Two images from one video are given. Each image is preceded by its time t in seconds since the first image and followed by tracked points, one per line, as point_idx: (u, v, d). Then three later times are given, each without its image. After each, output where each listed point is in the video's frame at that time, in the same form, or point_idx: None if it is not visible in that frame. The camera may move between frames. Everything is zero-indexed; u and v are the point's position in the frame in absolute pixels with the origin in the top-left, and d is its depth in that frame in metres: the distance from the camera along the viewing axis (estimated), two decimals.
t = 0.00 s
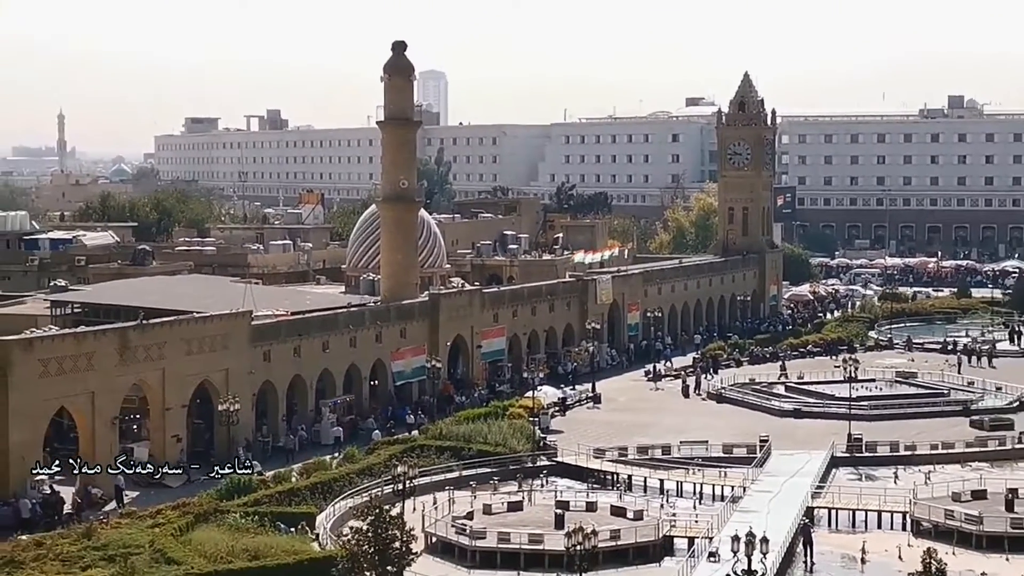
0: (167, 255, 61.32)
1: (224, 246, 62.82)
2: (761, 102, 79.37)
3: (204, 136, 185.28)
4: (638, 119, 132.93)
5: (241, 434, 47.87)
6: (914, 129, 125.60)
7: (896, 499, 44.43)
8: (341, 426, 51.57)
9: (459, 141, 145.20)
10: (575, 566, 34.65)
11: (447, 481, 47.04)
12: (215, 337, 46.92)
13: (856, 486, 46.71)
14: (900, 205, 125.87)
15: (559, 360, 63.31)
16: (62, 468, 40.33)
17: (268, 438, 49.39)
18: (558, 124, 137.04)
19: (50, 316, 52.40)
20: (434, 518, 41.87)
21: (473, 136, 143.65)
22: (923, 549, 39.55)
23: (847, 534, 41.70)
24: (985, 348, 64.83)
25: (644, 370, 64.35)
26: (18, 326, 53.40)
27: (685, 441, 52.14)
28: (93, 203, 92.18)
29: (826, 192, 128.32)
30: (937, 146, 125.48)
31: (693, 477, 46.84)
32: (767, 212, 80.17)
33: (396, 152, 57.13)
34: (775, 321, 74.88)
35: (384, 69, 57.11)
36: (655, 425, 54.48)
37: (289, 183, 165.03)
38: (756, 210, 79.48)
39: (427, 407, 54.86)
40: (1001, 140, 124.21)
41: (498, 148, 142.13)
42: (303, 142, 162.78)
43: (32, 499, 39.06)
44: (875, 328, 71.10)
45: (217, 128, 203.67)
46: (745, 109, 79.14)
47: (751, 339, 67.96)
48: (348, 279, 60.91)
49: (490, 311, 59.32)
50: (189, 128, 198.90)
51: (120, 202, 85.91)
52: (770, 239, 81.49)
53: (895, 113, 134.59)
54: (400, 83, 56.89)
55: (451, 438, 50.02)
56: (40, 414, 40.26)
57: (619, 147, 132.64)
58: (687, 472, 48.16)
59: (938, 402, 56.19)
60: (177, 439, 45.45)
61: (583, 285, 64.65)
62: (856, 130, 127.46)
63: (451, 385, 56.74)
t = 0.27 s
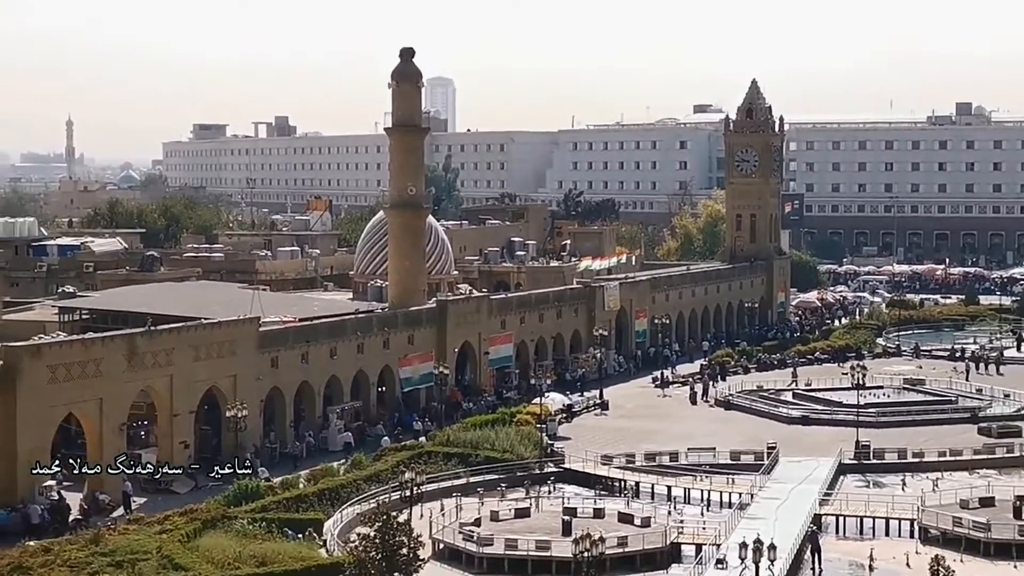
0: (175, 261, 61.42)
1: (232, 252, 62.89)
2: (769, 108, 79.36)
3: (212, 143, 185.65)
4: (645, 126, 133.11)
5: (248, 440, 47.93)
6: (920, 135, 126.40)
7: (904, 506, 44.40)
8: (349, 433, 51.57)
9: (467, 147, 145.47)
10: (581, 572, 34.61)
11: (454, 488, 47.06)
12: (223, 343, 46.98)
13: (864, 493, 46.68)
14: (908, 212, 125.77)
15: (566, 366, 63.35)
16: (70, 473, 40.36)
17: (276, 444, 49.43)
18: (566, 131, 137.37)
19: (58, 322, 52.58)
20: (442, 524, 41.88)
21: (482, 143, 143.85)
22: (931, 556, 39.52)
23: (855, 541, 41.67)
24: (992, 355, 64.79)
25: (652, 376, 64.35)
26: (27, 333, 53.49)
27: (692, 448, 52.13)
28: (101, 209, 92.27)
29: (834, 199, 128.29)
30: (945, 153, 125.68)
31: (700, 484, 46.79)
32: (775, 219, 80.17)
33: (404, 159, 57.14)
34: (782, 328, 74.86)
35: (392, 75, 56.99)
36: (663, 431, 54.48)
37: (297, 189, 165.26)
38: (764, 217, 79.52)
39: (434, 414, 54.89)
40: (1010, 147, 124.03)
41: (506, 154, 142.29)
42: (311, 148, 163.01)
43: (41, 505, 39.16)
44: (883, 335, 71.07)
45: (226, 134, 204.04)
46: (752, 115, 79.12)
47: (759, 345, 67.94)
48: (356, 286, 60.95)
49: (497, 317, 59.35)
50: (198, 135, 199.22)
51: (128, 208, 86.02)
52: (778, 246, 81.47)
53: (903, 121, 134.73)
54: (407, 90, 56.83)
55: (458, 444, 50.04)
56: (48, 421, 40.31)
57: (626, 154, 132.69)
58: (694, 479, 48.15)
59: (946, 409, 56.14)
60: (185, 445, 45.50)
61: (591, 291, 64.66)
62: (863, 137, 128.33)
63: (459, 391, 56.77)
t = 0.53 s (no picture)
0: (182, 263, 61.49)
1: (239, 254, 62.97)
2: (775, 110, 79.35)
3: (219, 144, 185.85)
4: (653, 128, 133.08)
5: (255, 442, 47.97)
6: (927, 138, 126.36)
7: (911, 509, 44.37)
8: (356, 435, 51.58)
9: (473, 150, 145.54)
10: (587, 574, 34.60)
11: (460, 490, 47.07)
12: (230, 345, 46.99)
13: (871, 495, 46.65)
14: (915, 214, 125.77)
15: (573, 368, 63.36)
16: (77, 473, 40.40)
17: (283, 446, 49.46)
18: (573, 134, 137.42)
19: (64, 323, 52.70)
20: (448, 526, 41.89)
21: (489, 145, 143.91)
22: (938, 558, 39.49)
23: (862, 543, 41.63)
24: (999, 357, 64.77)
25: (658, 378, 64.36)
26: (34, 334, 53.57)
27: (699, 450, 52.12)
28: (108, 211, 92.38)
29: (841, 202, 128.04)
30: (951, 156, 125.79)
31: (707, 486, 46.77)
32: (781, 221, 80.16)
33: (410, 161, 57.07)
34: (789, 330, 74.87)
35: (399, 77, 56.88)
36: (669, 433, 54.47)
37: (304, 192, 165.48)
38: (770, 219, 79.51)
39: (441, 416, 54.91)
40: (1016, 149, 124.16)
41: (512, 157, 142.32)
42: (317, 151, 163.10)
43: (49, 507, 39.21)
44: (890, 337, 71.08)
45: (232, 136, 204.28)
46: (759, 117, 79.11)
47: (765, 348, 67.92)
48: (362, 287, 60.96)
49: (504, 319, 59.35)
50: (204, 137, 199.43)
51: (135, 210, 86.11)
52: (785, 248, 81.45)
53: (909, 124, 134.97)
54: (414, 92, 56.73)
55: (465, 446, 50.05)
56: (55, 422, 40.35)
57: (633, 156, 132.72)
58: (701, 481, 48.13)
59: (952, 411, 56.10)
60: (192, 447, 45.52)
61: (597, 293, 64.66)
62: (870, 140, 127.92)
63: (465, 393, 56.78)
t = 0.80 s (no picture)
0: (188, 263, 61.53)
1: (244, 255, 63.02)
2: (781, 110, 79.32)
3: (224, 145, 185.85)
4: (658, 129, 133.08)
5: (261, 442, 48.00)
6: (933, 138, 125.96)
7: (916, 510, 44.35)
8: (361, 435, 51.59)
9: (479, 150, 145.58)
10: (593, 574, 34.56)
11: (465, 490, 47.06)
12: (235, 345, 47.00)
13: (876, 496, 46.63)
14: (920, 215, 125.73)
15: (578, 369, 63.38)
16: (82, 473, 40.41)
17: (288, 446, 49.49)
18: (578, 134, 137.44)
19: (70, 324, 52.76)
20: (453, 526, 41.90)
21: (493, 146, 143.94)
22: (944, 559, 39.48)
23: (868, 544, 41.62)
24: (1005, 358, 64.71)
25: (663, 379, 64.36)
26: (40, 335, 53.63)
27: (704, 450, 52.11)
28: (114, 211, 92.50)
29: (846, 202, 128.30)
30: (957, 156, 125.26)
31: (712, 487, 46.74)
32: (787, 222, 80.13)
33: (415, 161, 57.05)
34: (794, 331, 74.83)
35: (403, 77, 56.83)
36: (674, 434, 54.46)
37: (310, 192, 165.56)
38: (776, 219, 79.48)
39: (446, 416, 54.93)
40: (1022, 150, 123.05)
41: (517, 157, 142.31)
42: (323, 151, 163.10)
43: (55, 507, 39.23)
44: (896, 338, 71.03)
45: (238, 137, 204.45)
46: (764, 117, 79.09)
47: (771, 348, 67.91)
48: (368, 288, 61.00)
49: (509, 320, 59.35)
50: (210, 137, 199.54)
51: (141, 211, 86.17)
52: (790, 248, 81.40)
53: (917, 125, 134.55)
54: (418, 92, 56.66)
55: (470, 447, 50.06)
56: (60, 423, 40.37)
57: (638, 157, 132.74)
58: (706, 482, 48.13)
59: (958, 412, 56.07)
60: (197, 447, 45.53)
61: (602, 294, 64.67)
62: (875, 140, 128.03)
63: (470, 394, 56.79)
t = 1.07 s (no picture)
0: (200, 264, 61.68)
1: (256, 256, 63.13)
2: (792, 112, 79.32)
3: (236, 146, 186.05)
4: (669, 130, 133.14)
5: (273, 443, 48.06)
6: (946, 140, 125.61)
7: (928, 511, 44.34)
8: (372, 436, 51.62)
9: (489, 151, 145.72)
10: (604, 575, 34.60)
11: (477, 491, 47.10)
12: (247, 346, 47.06)
13: (888, 498, 46.62)
14: (932, 216, 125.73)
15: (589, 370, 63.42)
16: (94, 473, 40.46)
17: (300, 447, 49.55)
18: (589, 135, 137.56)
19: (83, 324, 52.89)
20: (465, 527, 41.95)
21: (504, 147, 144.04)
22: (956, 561, 39.47)
23: (879, 545, 41.61)
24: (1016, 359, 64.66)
25: (675, 380, 64.38)
26: (53, 335, 53.76)
27: (715, 451, 52.13)
28: (126, 211, 92.70)
29: (858, 203, 128.16)
30: (968, 157, 125.21)
31: (724, 488, 46.75)
32: (798, 223, 80.13)
33: (427, 161, 57.12)
34: (805, 333, 74.82)
35: (415, 78, 57.04)
36: (685, 435, 54.48)
37: (321, 193, 165.77)
38: (787, 220, 79.49)
39: (458, 417, 54.99)
40: None
41: (528, 158, 142.45)
42: (334, 152, 163.32)
43: (67, 507, 39.33)
44: (907, 339, 71.01)
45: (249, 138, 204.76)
46: (776, 118, 79.10)
47: (782, 349, 67.91)
48: (379, 289, 61.07)
49: (521, 321, 59.39)
50: (221, 138, 199.81)
51: (153, 212, 86.36)
52: (802, 249, 81.41)
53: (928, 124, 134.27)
54: (430, 93, 56.79)
55: (481, 448, 50.11)
56: (73, 423, 40.44)
57: (649, 158, 132.79)
58: (718, 483, 48.14)
59: (969, 413, 56.03)
60: (209, 448, 45.59)
61: (614, 295, 64.71)
62: (889, 141, 127.32)
63: (482, 395, 56.83)
